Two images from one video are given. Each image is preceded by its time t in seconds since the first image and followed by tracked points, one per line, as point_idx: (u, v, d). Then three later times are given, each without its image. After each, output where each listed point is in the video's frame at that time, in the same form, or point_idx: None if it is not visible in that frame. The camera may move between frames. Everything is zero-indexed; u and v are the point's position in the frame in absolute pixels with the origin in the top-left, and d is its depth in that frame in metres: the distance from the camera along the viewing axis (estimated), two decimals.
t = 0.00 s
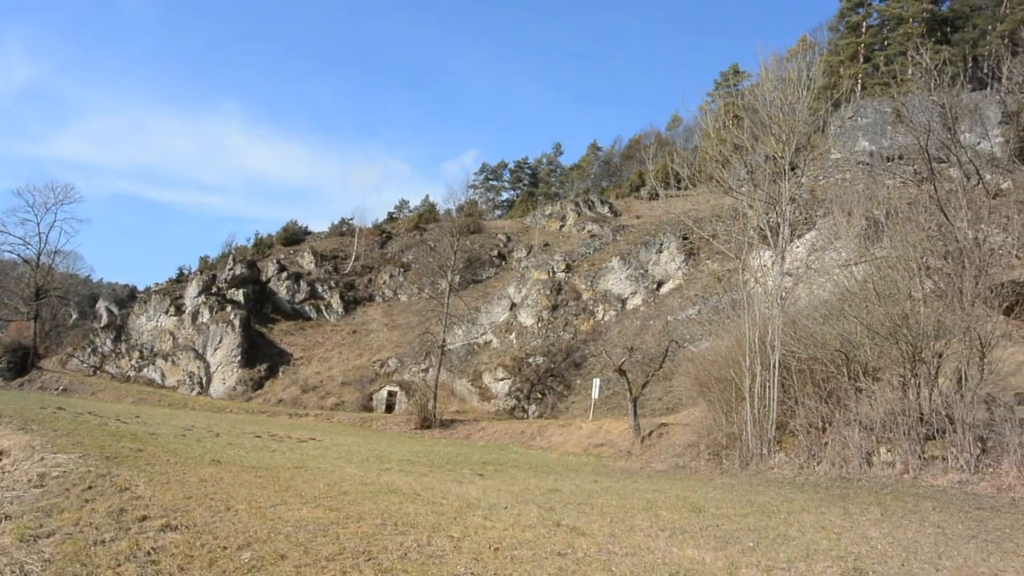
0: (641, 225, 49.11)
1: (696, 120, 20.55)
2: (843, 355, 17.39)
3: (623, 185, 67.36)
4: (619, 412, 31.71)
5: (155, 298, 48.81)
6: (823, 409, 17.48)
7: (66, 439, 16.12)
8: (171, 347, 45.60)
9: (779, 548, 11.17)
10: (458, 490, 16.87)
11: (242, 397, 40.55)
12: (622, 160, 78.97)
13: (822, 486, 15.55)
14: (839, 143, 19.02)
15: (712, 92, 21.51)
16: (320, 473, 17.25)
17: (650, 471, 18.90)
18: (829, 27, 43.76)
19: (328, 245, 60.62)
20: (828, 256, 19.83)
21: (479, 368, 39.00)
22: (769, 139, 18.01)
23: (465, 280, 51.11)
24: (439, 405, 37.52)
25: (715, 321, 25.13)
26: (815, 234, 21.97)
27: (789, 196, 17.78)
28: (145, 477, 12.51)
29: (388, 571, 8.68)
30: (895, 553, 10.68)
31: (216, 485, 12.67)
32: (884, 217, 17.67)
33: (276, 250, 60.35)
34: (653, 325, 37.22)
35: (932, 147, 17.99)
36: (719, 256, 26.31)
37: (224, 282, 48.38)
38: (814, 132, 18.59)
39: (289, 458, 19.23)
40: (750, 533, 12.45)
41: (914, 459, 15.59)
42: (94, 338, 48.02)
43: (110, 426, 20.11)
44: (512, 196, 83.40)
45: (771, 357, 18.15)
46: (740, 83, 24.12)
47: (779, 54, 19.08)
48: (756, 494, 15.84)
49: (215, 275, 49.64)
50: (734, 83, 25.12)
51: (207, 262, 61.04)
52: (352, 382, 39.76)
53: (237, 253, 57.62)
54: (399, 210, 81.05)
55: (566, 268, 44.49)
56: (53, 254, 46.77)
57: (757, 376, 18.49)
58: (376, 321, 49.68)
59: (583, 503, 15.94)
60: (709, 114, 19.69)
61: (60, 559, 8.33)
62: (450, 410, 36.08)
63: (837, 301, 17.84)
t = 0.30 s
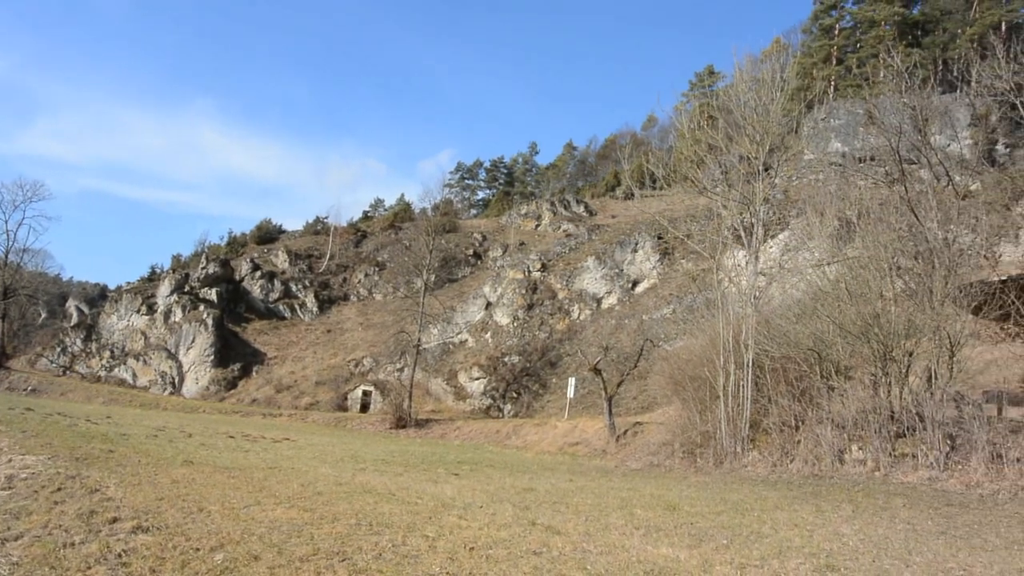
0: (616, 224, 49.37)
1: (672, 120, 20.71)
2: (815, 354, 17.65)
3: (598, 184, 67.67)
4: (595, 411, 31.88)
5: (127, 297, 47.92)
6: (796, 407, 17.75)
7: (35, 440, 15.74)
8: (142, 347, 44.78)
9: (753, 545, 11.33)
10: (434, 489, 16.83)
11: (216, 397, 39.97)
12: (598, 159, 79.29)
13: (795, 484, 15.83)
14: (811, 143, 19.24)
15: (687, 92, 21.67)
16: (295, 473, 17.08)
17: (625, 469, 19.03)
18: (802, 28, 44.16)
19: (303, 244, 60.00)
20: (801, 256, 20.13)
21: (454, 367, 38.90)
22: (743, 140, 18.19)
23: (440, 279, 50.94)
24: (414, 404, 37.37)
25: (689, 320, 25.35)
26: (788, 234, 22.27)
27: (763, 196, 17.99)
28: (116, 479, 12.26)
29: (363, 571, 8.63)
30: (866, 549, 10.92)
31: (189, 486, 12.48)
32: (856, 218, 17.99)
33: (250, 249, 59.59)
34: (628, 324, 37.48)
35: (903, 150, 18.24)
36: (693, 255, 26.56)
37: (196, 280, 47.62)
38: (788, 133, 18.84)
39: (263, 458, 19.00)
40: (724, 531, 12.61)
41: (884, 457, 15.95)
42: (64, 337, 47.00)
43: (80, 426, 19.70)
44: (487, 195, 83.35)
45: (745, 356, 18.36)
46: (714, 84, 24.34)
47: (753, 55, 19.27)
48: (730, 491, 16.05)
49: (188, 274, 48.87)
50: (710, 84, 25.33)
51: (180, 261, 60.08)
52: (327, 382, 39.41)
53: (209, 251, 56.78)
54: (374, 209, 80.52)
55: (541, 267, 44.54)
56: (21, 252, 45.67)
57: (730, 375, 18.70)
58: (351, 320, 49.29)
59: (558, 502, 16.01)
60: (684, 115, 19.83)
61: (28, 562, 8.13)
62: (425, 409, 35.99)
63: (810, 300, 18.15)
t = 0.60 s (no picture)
0: (593, 224, 49.61)
1: (649, 120, 20.83)
2: (790, 353, 17.88)
3: (575, 184, 67.92)
4: (571, 410, 32.01)
5: (99, 295, 47.04)
6: (771, 406, 17.96)
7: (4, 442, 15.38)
8: (115, 346, 43.98)
9: (729, 543, 11.48)
10: (410, 489, 16.79)
11: (190, 397, 39.38)
12: (575, 159, 79.58)
13: (770, 482, 16.03)
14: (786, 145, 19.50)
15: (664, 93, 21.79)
16: (271, 473, 16.92)
17: (602, 468, 19.12)
18: (778, 30, 44.60)
19: (279, 242, 59.39)
20: (776, 256, 20.39)
21: (431, 366, 38.77)
22: (719, 140, 18.33)
23: (417, 278, 50.76)
24: (391, 403, 37.19)
25: (665, 320, 25.53)
26: (763, 234, 22.50)
27: (739, 196, 18.15)
28: (88, 480, 12.03)
29: (339, 571, 8.58)
30: (840, 546, 11.14)
31: (162, 487, 12.28)
32: (830, 218, 18.26)
33: (225, 247, 58.86)
34: (605, 323, 37.70)
35: (877, 151, 18.76)
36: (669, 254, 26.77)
37: (170, 279, 46.89)
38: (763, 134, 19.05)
39: (238, 458, 18.76)
40: (700, 528, 12.76)
41: (858, 454, 16.20)
42: (34, 337, 46.01)
43: (51, 427, 19.30)
44: (464, 194, 83.30)
45: (721, 355, 18.56)
46: (691, 85, 24.51)
47: (730, 57, 19.43)
48: (706, 490, 16.24)
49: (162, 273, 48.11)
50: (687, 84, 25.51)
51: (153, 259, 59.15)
52: (302, 381, 39.05)
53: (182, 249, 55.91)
54: (350, 207, 79.98)
55: (518, 266, 44.57)
56: None
57: (707, 374, 18.87)
58: (327, 319, 48.90)
59: (535, 501, 16.06)
60: (661, 115, 19.93)
61: None
62: (402, 409, 35.82)
63: (786, 300, 18.40)
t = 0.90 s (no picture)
0: (572, 223, 49.74)
1: (628, 121, 20.90)
2: (767, 352, 18.09)
3: (554, 184, 68.06)
4: (550, 409, 32.08)
5: (73, 294, 46.12)
6: (748, 405, 18.14)
7: None
8: (89, 346, 43.19)
9: (706, 541, 11.61)
10: (388, 489, 16.74)
11: (165, 397, 38.77)
12: (554, 159, 79.69)
13: (747, 480, 16.20)
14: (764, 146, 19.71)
15: (643, 93, 21.88)
16: (248, 474, 16.73)
17: (580, 467, 19.18)
18: (756, 31, 44.98)
19: (256, 241, 58.71)
20: (754, 256, 20.60)
21: (409, 365, 38.59)
22: (697, 141, 18.43)
23: (395, 277, 50.53)
24: (369, 403, 36.97)
25: (643, 319, 25.67)
26: (741, 234, 22.72)
27: (716, 197, 18.27)
28: (60, 481, 11.79)
29: (316, 572, 8.52)
30: (815, 543, 11.34)
31: (137, 488, 12.08)
32: (807, 218, 18.51)
33: (201, 246, 58.10)
34: (583, 323, 37.86)
35: (852, 152, 19.00)
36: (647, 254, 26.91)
37: (145, 278, 46.15)
38: (741, 134, 19.20)
39: (214, 459, 18.52)
40: (678, 527, 12.88)
41: (834, 452, 16.44)
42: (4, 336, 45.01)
43: (22, 428, 18.89)
44: (443, 193, 83.15)
45: (699, 354, 18.71)
46: (670, 85, 24.61)
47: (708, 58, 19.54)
48: (683, 488, 16.38)
49: (137, 271, 47.32)
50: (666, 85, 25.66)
51: (127, 258, 58.17)
52: (280, 381, 38.67)
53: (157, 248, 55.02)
54: (328, 206, 79.38)
55: (497, 265, 44.54)
56: None
57: (684, 373, 19.00)
58: (305, 319, 48.49)
59: (513, 500, 16.07)
60: (640, 115, 19.99)
61: None
62: (380, 409, 35.61)
63: (763, 299, 18.62)
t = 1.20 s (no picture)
0: (549, 223, 49.82)
1: (605, 120, 20.95)
2: (743, 351, 18.27)
3: (532, 183, 68.12)
4: (527, 408, 32.13)
5: (44, 293, 45.02)
6: (724, 404, 18.30)
7: None
8: (61, 345, 42.30)
9: (683, 539, 11.72)
10: (364, 489, 16.70)
11: (139, 397, 38.09)
12: (531, 158, 79.78)
13: (723, 478, 16.37)
14: (740, 147, 19.89)
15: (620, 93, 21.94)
16: (223, 474, 16.51)
17: (557, 465, 19.20)
18: (733, 33, 45.35)
19: (231, 240, 57.96)
20: (730, 255, 20.78)
21: (386, 365, 38.37)
22: (674, 141, 18.51)
23: (372, 276, 50.23)
24: (345, 403, 36.70)
25: (620, 318, 25.78)
26: (717, 233, 22.90)
27: (693, 196, 18.36)
28: (30, 483, 11.54)
29: (292, 573, 8.44)
30: (789, 541, 11.54)
31: (110, 489, 11.86)
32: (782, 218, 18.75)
33: (176, 244, 57.23)
34: (560, 322, 37.97)
35: (827, 152, 19.24)
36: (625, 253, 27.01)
37: (117, 276, 45.32)
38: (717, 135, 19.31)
39: (188, 459, 18.24)
40: (654, 525, 13.01)
41: (809, 450, 16.71)
42: None
43: None
44: (420, 192, 82.87)
45: (675, 353, 18.84)
46: (648, 85, 24.71)
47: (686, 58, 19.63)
48: (660, 486, 16.53)
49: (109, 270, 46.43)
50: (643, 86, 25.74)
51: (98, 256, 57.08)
52: (255, 381, 38.23)
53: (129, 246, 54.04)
54: (305, 205, 78.65)
55: (474, 265, 44.46)
56: None
57: (661, 372, 19.12)
58: (281, 318, 47.99)
59: (490, 500, 16.07)
60: (617, 115, 20.03)
61: None
62: (356, 408, 35.37)
63: (739, 299, 18.79)
